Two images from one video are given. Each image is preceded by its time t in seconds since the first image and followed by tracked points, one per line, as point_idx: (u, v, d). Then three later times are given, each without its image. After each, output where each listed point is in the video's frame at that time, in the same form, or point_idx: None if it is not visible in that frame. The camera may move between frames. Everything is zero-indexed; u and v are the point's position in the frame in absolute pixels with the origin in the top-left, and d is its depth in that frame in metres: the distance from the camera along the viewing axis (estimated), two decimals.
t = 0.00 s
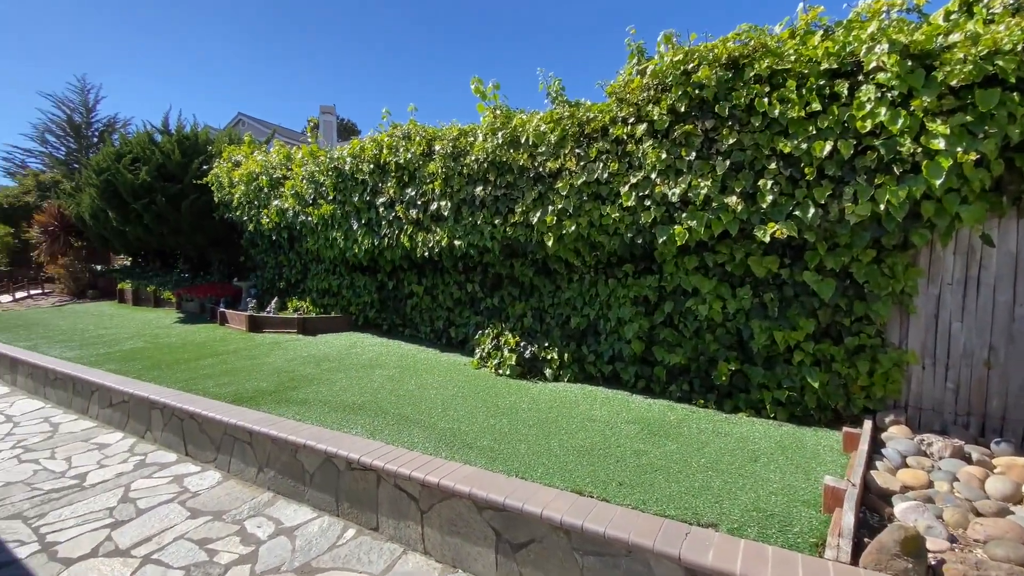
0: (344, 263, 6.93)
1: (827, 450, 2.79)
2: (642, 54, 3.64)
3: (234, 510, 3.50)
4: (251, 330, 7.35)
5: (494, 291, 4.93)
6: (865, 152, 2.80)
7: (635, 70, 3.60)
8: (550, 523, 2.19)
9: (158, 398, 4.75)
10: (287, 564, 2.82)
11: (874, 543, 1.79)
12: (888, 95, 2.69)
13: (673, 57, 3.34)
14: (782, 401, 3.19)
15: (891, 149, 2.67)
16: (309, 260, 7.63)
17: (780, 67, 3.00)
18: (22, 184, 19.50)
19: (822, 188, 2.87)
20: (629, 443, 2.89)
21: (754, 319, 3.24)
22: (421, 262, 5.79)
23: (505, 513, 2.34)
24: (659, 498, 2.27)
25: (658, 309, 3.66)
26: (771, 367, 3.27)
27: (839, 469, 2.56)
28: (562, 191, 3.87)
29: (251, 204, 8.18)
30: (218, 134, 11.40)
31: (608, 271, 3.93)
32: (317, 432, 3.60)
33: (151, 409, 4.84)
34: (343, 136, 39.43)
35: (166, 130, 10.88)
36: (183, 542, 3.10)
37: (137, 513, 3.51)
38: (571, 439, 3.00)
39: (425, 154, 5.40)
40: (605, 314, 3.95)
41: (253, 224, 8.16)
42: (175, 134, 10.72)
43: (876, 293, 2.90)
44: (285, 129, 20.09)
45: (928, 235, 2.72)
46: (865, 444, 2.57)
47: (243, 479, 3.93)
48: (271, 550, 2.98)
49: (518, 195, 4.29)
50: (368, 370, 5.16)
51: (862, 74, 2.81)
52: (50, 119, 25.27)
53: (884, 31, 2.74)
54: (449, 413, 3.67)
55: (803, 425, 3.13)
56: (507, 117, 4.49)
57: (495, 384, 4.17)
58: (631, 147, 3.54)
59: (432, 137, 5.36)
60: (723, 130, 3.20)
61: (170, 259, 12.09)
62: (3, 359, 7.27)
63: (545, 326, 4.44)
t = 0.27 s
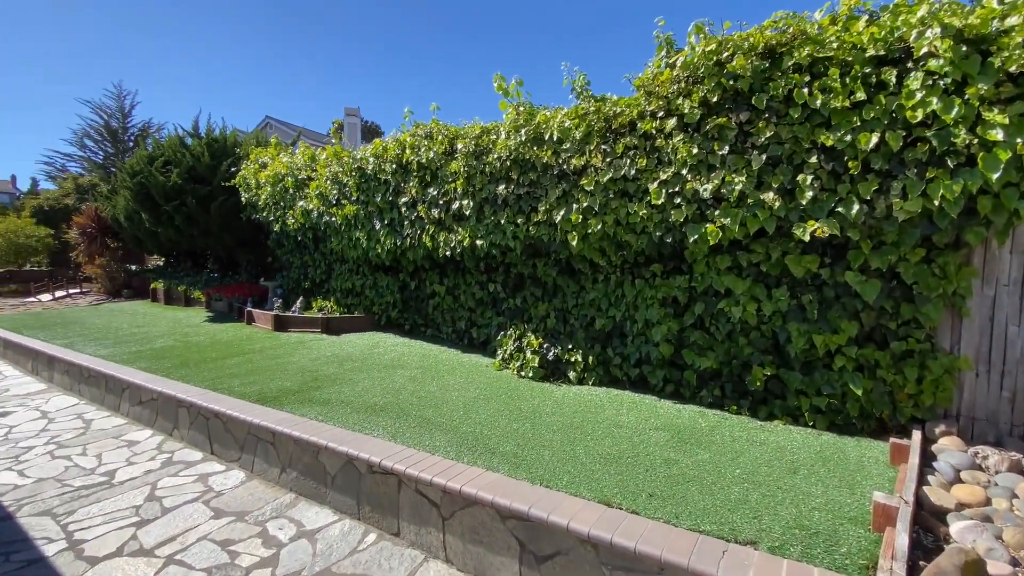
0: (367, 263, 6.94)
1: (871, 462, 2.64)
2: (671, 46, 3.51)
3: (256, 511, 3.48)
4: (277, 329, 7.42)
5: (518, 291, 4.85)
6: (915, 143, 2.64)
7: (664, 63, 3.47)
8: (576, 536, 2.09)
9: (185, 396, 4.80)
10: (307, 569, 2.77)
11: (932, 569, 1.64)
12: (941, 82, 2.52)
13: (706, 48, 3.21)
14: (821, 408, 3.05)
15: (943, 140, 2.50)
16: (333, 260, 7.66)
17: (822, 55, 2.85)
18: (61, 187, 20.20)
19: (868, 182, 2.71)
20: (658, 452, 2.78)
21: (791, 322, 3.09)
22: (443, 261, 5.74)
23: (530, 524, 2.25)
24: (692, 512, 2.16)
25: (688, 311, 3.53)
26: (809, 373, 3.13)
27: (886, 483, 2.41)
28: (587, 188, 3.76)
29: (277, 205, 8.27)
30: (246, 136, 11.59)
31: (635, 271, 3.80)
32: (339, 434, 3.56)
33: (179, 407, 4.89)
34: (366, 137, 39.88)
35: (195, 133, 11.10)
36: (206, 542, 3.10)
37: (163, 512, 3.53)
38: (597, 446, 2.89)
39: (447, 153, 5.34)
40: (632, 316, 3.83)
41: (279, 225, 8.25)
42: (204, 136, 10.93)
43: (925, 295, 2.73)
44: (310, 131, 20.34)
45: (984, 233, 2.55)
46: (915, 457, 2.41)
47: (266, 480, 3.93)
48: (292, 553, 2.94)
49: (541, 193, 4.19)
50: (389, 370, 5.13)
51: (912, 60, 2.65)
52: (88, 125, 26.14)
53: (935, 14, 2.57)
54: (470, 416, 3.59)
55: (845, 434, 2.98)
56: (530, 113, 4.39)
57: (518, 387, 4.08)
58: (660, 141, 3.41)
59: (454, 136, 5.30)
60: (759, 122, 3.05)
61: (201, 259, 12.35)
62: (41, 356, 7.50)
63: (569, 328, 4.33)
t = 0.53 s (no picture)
0: (389, 263, 6.93)
1: (920, 475, 2.48)
2: (701, 36, 3.38)
3: (278, 513, 3.46)
4: (301, 328, 7.47)
5: (541, 291, 4.76)
6: (970, 134, 2.46)
7: (695, 54, 3.34)
8: (604, 550, 1.99)
9: (211, 395, 4.84)
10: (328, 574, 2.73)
11: None
12: (1000, 67, 2.34)
13: (740, 36, 3.07)
14: (863, 416, 2.90)
15: (1003, 130, 2.32)
16: (356, 260, 7.69)
17: (866, 42, 2.69)
18: (98, 190, 20.84)
19: (918, 176, 2.54)
20: (690, 461, 2.66)
21: (831, 325, 2.95)
22: (464, 261, 5.67)
23: (555, 535, 2.16)
24: (729, 528, 2.04)
25: (719, 313, 3.40)
26: (851, 379, 2.98)
27: (938, 499, 2.25)
28: (613, 186, 3.65)
29: (302, 206, 8.34)
30: (272, 138, 11.74)
31: (663, 271, 3.67)
32: (360, 436, 3.51)
33: (204, 406, 4.93)
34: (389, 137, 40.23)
35: (223, 135, 11.29)
36: (228, 544, 3.08)
37: (186, 511, 3.54)
38: (624, 454, 2.78)
39: (468, 151, 5.27)
40: (660, 317, 3.70)
41: (304, 225, 8.32)
42: (231, 138, 11.11)
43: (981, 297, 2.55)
44: (333, 132, 20.55)
45: None
46: (971, 472, 2.24)
47: (288, 480, 3.91)
48: (313, 556, 2.90)
49: (564, 191, 4.08)
50: (411, 370, 5.09)
51: (966, 45, 2.47)
52: (122, 129, 26.91)
53: None
54: (492, 420, 3.51)
55: (889, 445, 2.82)
56: (554, 109, 4.28)
57: (541, 389, 3.99)
58: (691, 135, 3.27)
59: (475, 134, 5.23)
60: (797, 113, 2.90)
61: (229, 259, 12.58)
62: (76, 354, 7.71)
63: (593, 329, 4.22)
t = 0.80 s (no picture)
0: (410, 263, 6.90)
1: (973, 491, 2.30)
2: (732, 26, 3.23)
3: (297, 515, 3.42)
4: (323, 328, 7.49)
5: (564, 292, 4.65)
6: None
7: (725, 44, 3.22)
8: (632, 568, 1.87)
9: (234, 395, 4.86)
10: None
11: None
12: None
13: (775, 24, 2.93)
14: (908, 425, 2.73)
15: None
16: (377, 260, 7.67)
17: (913, 26, 2.53)
18: (131, 193, 21.41)
19: (972, 169, 2.37)
20: (722, 472, 2.54)
21: (872, 328, 2.78)
22: (485, 261, 5.60)
23: (580, 550, 2.05)
24: (766, 548, 1.91)
25: (752, 315, 3.26)
26: (894, 387, 2.81)
27: (995, 518, 2.08)
28: (639, 182, 3.53)
29: (324, 207, 8.38)
30: (295, 140, 11.86)
31: (691, 271, 3.54)
32: (379, 439, 3.45)
33: (228, 405, 4.96)
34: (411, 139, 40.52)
35: (248, 137, 11.45)
36: (246, 546, 3.05)
37: (207, 512, 3.54)
38: (651, 463, 2.66)
39: (489, 150, 5.18)
40: (688, 319, 3.56)
41: (326, 226, 8.36)
42: (256, 141, 11.26)
43: None
44: (356, 134, 20.63)
45: None
46: None
47: (308, 482, 3.88)
48: (331, 562, 2.85)
49: (587, 188, 3.97)
50: (431, 372, 5.03)
51: None
52: (154, 134, 27.60)
53: None
54: (512, 425, 3.41)
55: (937, 457, 2.64)
56: (577, 105, 4.17)
57: (563, 393, 3.88)
58: (722, 129, 3.14)
59: (496, 132, 5.15)
60: (838, 104, 2.74)
61: (255, 260, 12.77)
62: (107, 352, 7.87)
63: (617, 332, 4.09)
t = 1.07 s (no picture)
0: (430, 263, 6.85)
1: None
2: (764, 15, 3.13)
3: (314, 518, 3.37)
4: (343, 328, 7.50)
5: (585, 292, 4.53)
6: None
7: (755, 35, 3.12)
8: None
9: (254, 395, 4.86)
10: None
11: None
12: None
13: (812, 9, 2.78)
14: (956, 436, 2.55)
15: None
16: (397, 259, 7.65)
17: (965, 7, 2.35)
18: (160, 196, 21.91)
19: None
20: (756, 484, 2.40)
21: (916, 332, 2.61)
22: (504, 261, 5.51)
23: (604, 565, 1.94)
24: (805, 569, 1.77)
25: (784, 318, 3.11)
26: (940, 394, 2.63)
27: None
28: (665, 179, 3.40)
29: (345, 207, 8.40)
30: (317, 141, 11.95)
31: (719, 271, 3.39)
32: (396, 442, 3.39)
33: (248, 405, 4.96)
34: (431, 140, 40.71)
35: (271, 139, 11.57)
36: (263, 550, 3.01)
37: (226, 513, 3.52)
38: (679, 473, 2.52)
39: (509, 148, 5.09)
40: (717, 321, 3.42)
41: (347, 226, 8.38)
42: (278, 142, 11.37)
43: None
44: (377, 136, 20.75)
45: None
46: None
47: (326, 484, 3.84)
48: (347, 568, 2.78)
49: (610, 185, 3.85)
50: (449, 373, 4.96)
51: None
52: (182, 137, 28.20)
53: None
54: (532, 429, 3.30)
55: (990, 471, 2.45)
56: (600, 100, 4.06)
57: (585, 396, 3.76)
58: (754, 121, 2.99)
59: (516, 129, 5.05)
60: (880, 93, 2.58)
61: (278, 260, 12.92)
62: (134, 350, 8.02)
63: (640, 333, 3.96)
